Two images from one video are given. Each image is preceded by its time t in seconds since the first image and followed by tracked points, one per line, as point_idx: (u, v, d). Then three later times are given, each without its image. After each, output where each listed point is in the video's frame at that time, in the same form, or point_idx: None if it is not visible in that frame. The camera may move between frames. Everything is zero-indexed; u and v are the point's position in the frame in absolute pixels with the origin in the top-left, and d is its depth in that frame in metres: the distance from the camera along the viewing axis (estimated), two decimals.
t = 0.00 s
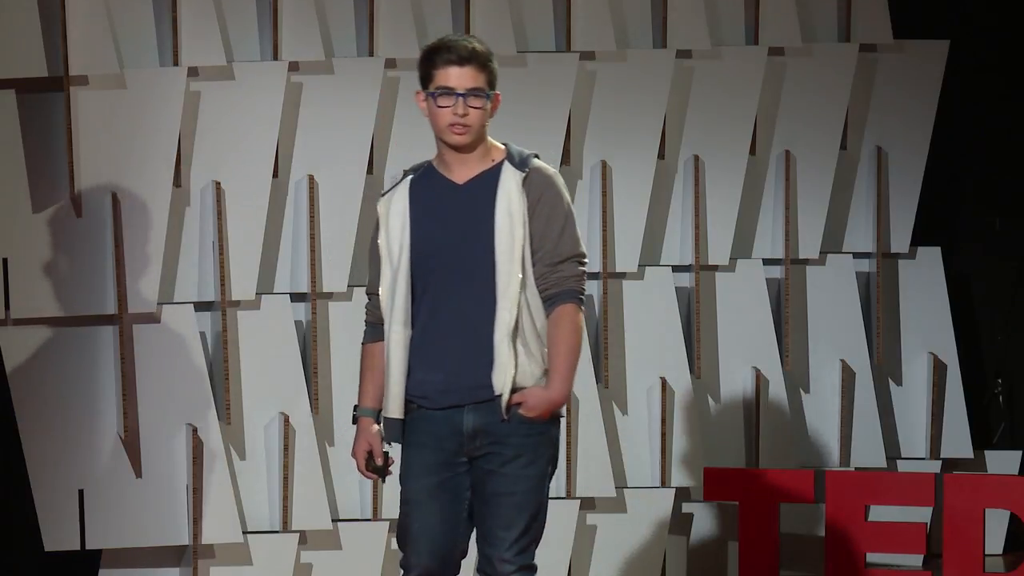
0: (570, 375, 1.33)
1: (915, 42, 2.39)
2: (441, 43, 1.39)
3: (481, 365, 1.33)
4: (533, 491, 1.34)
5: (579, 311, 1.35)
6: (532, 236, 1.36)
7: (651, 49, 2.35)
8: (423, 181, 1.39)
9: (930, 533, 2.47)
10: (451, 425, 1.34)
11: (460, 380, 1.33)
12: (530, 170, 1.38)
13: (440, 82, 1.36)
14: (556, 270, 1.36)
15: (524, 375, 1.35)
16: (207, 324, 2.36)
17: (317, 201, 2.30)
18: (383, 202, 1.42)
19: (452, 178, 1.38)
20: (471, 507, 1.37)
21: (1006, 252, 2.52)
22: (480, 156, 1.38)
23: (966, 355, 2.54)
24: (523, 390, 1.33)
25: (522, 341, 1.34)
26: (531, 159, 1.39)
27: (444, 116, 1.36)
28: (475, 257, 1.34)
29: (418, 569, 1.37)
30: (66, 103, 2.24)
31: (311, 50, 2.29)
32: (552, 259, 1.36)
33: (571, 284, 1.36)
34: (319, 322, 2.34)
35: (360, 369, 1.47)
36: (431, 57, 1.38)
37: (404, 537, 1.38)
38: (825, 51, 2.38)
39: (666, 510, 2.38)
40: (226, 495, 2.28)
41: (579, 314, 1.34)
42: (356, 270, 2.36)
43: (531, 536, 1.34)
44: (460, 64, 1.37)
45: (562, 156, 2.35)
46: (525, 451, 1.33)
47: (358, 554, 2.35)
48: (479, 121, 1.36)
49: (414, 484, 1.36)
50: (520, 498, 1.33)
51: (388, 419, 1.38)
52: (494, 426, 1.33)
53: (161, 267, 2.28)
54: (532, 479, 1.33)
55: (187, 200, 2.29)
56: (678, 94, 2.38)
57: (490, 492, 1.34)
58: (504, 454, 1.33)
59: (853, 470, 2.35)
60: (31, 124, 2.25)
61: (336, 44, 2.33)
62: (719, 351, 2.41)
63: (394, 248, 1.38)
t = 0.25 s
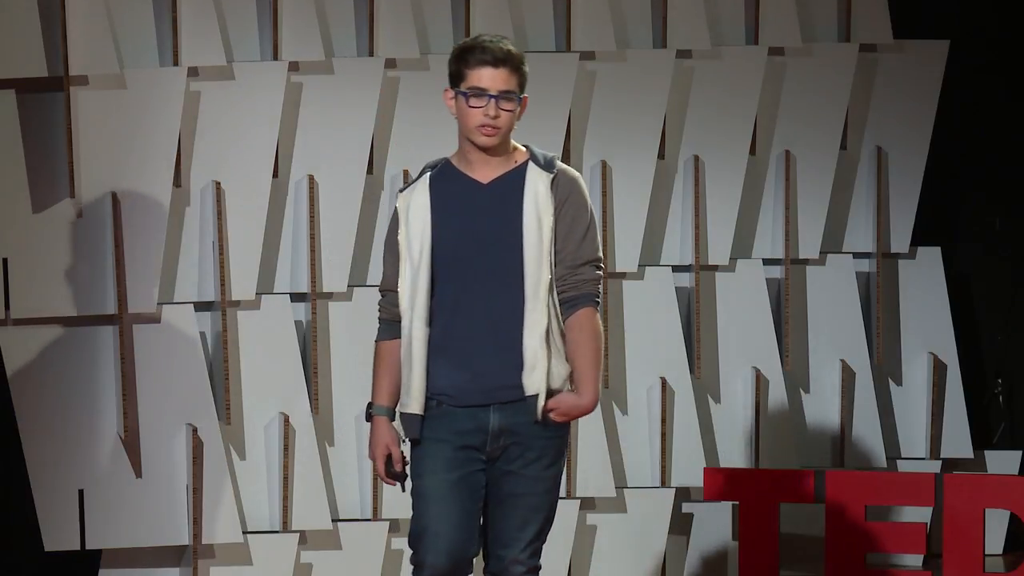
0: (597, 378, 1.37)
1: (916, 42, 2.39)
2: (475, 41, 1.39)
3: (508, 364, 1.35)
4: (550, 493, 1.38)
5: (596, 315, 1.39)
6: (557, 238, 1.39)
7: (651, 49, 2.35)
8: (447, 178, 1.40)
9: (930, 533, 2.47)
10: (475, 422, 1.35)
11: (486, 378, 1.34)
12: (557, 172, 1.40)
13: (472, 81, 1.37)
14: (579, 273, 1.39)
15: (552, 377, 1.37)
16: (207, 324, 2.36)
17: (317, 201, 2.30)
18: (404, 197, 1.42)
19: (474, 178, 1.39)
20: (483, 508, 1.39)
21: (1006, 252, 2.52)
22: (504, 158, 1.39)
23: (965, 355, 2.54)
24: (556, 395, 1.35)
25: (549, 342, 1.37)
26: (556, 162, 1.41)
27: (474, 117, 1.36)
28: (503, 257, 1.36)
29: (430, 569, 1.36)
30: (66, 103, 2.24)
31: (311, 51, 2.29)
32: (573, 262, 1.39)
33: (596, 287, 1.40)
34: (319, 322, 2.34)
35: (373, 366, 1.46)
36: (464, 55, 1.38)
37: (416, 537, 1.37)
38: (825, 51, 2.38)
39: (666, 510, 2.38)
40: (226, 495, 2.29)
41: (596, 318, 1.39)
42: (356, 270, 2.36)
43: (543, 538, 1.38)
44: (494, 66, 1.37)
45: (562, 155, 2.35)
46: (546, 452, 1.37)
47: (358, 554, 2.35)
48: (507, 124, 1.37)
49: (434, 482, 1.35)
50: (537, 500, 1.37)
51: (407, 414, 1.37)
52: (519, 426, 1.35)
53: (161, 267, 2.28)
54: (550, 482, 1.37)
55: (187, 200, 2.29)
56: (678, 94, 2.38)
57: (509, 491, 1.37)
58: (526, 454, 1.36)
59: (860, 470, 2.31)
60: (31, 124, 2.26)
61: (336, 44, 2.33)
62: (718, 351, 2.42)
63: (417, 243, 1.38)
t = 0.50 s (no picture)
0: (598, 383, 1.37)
1: (916, 42, 2.39)
2: (501, 41, 1.39)
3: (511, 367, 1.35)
4: (548, 496, 1.38)
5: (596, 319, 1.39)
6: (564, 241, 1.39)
7: (651, 49, 2.35)
8: (460, 173, 1.40)
9: (930, 533, 2.47)
10: (474, 424, 1.35)
11: (488, 379, 1.34)
12: (570, 175, 1.40)
13: (495, 81, 1.36)
14: (581, 276, 1.38)
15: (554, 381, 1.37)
16: (207, 324, 2.36)
17: (317, 201, 2.30)
18: (415, 189, 1.42)
19: (488, 176, 1.39)
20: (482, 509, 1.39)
21: (1006, 252, 2.52)
22: (517, 159, 1.40)
23: (965, 355, 2.54)
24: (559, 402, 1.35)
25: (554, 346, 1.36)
26: (569, 165, 1.41)
27: (494, 117, 1.36)
28: (510, 258, 1.36)
29: (428, 569, 1.37)
30: (66, 103, 2.24)
31: (311, 51, 2.29)
32: (577, 266, 1.38)
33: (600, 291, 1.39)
34: (319, 322, 2.34)
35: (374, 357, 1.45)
36: (489, 54, 1.38)
37: (415, 538, 1.37)
38: (825, 51, 2.38)
39: (666, 510, 2.38)
40: (226, 496, 2.28)
41: (596, 322, 1.38)
42: (356, 270, 2.36)
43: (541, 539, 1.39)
44: (518, 67, 1.36)
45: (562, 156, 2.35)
46: (544, 455, 1.37)
47: (358, 554, 2.34)
48: (525, 127, 1.37)
49: (432, 484, 1.36)
50: (536, 502, 1.38)
51: (410, 408, 1.37)
52: (517, 429, 1.36)
53: (161, 267, 2.28)
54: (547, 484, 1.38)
55: (187, 200, 2.29)
56: (678, 94, 2.38)
57: (507, 492, 1.38)
58: (524, 457, 1.37)
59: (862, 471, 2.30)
60: (31, 124, 2.26)
61: (336, 45, 2.33)
62: (718, 351, 2.42)
63: (426, 238, 1.38)
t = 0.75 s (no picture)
0: (578, 390, 1.34)
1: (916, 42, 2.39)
2: (503, 42, 1.38)
3: (493, 369, 1.34)
4: (534, 498, 1.36)
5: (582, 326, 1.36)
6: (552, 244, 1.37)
7: (651, 49, 2.35)
8: (461, 171, 1.41)
9: (930, 533, 2.46)
10: (453, 425, 1.35)
11: (470, 380, 1.34)
12: (564, 179, 1.38)
13: (492, 83, 1.36)
14: (568, 280, 1.37)
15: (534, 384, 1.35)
16: (207, 324, 2.36)
17: (317, 201, 2.30)
18: (416, 186, 1.43)
19: (485, 176, 1.40)
20: (470, 510, 1.39)
21: (1006, 252, 2.52)
22: (516, 160, 1.39)
23: (965, 355, 2.54)
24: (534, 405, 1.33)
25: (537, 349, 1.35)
26: (566, 168, 1.39)
27: (488, 118, 1.36)
28: (496, 259, 1.36)
29: (413, 568, 1.38)
30: (66, 103, 2.24)
31: (311, 51, 2.29)
32: (565, 269, 1.37)
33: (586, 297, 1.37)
34: (319, 322, 2.34)
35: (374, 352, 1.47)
36: (489, 56, 1.38)
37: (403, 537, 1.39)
38: (825, 51, 2.38)
39: (666, 510, 2.38)
40: (226, 496, 2.28)
41: (581, 328, 1.36)
42: (356, 270, 2.36)
43: (532, 541, 1.37)
44: (516, 70, 1.36)
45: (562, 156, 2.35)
46: (527, 459, 1.35)
47: (358, 554, 2.35)
48: (521, 129, 1.37)
49: (414, 484, 1.37)
50: (522, 504, 1.36)
51: (399, 405, 1.37)
52: (497, 431, 1.35)
53: (161, 267, 2.28)
54: (533, 486, 1.36)
55: (187, 200, 2.29)
56: (678, 94, 2.38)
57: (492, 494, 1.37)
58: (506, 459, 1.35)
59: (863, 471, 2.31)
60: (31, 124, 2.26)
61: (336, 45, 2.33)
62: (718, 352, 2.42)
63: (419, 234, 1.38)
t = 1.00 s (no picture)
0: (560, 392, 1.30)
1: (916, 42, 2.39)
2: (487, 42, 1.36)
3: (479, 369, 1.33)
4: (524, 499, 1.34)
5: (568, 327, 1.32)
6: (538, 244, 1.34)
7: (651, 49, 2.35)
8: (460, 171, 1.42)
9: (930, 533, 2.46)
10: (444, 424, 1.35)
11: (458, 379, 1.34)
12: (552, 179, 1.36)
13: (474, 84, 1.35)
14: (552, 280, 1.33)
15: (515, 385, 1.33)
16: (207, 323, 2.36)
17: (317, 201, 2.30)
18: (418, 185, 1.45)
19: (479, 175, 1.39)
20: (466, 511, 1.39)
21: (1005, 252, 2.52)
22: (507, 160, 1.38)
23: (965, 355, 2.54)
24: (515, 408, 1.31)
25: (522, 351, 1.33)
26: (558, 168, 1.36)
27: (472, 119, 1.36)
28: (485, 259, 1.35)
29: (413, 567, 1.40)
30: (66, 103, 2.24)
31: (311, 51, 2.29)
32: (551, 269, 1.33)
33: (569, 298, 1.32)
34: (319, 322, 2.34)
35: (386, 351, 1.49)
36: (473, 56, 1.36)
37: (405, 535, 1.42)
38: (825, 51, 2.38)
39: (666, 511, 2.38)
40: (226, 496, 2.28)
41: (567, 329, 1.31)
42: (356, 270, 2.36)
43: (525, 543, 1.35)
44: (497, 70, 1.34)
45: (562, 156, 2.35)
46: (515, 461, 1.33)
47: (358, 554, 2.35)
48: (505, 129, 1.35)
49: (410, 484, 1.39)
50: (512, 506, 1.34)
51: (393, 404, 1.39)
52: (482, 433, 1.33)
53: (161, 267, 2.28)
54: (522, 488, 1.34)
55: (187, 200, 2.29)
56: (678, 94, 2.38)
57: (483, 496, 1.36)
58: (494, 462, 1.34)
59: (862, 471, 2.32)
60: (32, 124, 2.26)
61: (336, 45, 2.33)
62: (718, 352, 2.42)
63: (417, 234, 1.40)
